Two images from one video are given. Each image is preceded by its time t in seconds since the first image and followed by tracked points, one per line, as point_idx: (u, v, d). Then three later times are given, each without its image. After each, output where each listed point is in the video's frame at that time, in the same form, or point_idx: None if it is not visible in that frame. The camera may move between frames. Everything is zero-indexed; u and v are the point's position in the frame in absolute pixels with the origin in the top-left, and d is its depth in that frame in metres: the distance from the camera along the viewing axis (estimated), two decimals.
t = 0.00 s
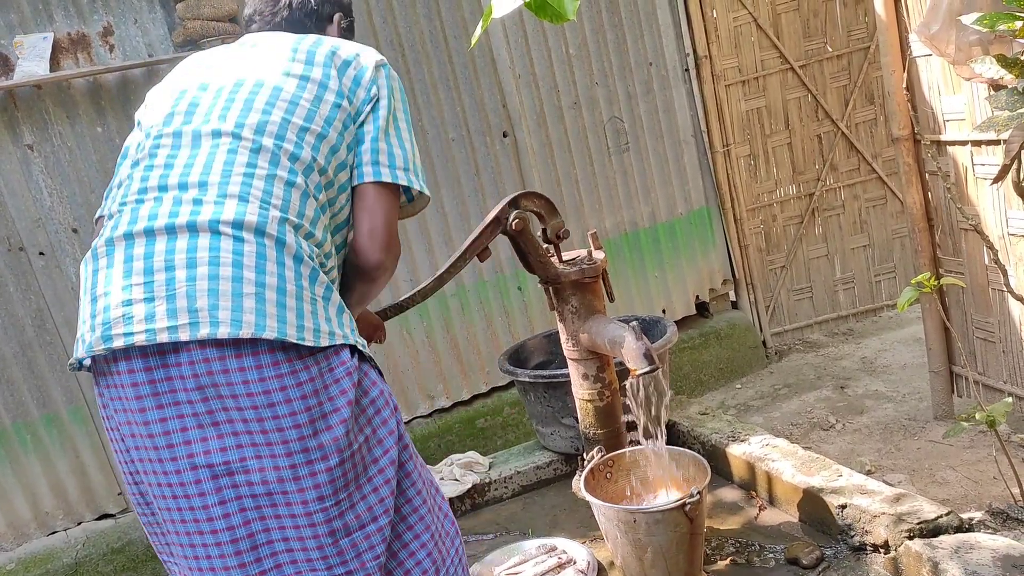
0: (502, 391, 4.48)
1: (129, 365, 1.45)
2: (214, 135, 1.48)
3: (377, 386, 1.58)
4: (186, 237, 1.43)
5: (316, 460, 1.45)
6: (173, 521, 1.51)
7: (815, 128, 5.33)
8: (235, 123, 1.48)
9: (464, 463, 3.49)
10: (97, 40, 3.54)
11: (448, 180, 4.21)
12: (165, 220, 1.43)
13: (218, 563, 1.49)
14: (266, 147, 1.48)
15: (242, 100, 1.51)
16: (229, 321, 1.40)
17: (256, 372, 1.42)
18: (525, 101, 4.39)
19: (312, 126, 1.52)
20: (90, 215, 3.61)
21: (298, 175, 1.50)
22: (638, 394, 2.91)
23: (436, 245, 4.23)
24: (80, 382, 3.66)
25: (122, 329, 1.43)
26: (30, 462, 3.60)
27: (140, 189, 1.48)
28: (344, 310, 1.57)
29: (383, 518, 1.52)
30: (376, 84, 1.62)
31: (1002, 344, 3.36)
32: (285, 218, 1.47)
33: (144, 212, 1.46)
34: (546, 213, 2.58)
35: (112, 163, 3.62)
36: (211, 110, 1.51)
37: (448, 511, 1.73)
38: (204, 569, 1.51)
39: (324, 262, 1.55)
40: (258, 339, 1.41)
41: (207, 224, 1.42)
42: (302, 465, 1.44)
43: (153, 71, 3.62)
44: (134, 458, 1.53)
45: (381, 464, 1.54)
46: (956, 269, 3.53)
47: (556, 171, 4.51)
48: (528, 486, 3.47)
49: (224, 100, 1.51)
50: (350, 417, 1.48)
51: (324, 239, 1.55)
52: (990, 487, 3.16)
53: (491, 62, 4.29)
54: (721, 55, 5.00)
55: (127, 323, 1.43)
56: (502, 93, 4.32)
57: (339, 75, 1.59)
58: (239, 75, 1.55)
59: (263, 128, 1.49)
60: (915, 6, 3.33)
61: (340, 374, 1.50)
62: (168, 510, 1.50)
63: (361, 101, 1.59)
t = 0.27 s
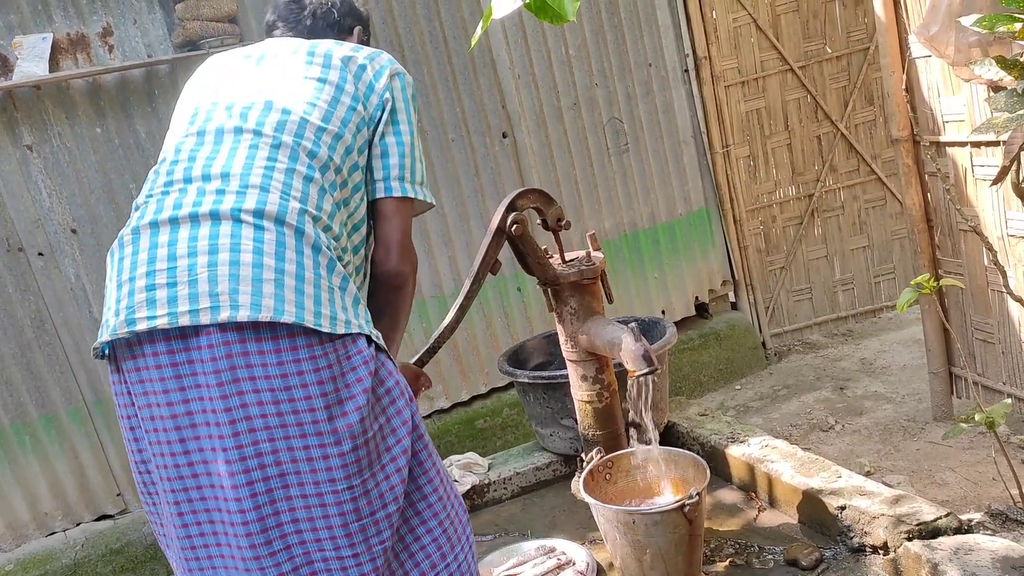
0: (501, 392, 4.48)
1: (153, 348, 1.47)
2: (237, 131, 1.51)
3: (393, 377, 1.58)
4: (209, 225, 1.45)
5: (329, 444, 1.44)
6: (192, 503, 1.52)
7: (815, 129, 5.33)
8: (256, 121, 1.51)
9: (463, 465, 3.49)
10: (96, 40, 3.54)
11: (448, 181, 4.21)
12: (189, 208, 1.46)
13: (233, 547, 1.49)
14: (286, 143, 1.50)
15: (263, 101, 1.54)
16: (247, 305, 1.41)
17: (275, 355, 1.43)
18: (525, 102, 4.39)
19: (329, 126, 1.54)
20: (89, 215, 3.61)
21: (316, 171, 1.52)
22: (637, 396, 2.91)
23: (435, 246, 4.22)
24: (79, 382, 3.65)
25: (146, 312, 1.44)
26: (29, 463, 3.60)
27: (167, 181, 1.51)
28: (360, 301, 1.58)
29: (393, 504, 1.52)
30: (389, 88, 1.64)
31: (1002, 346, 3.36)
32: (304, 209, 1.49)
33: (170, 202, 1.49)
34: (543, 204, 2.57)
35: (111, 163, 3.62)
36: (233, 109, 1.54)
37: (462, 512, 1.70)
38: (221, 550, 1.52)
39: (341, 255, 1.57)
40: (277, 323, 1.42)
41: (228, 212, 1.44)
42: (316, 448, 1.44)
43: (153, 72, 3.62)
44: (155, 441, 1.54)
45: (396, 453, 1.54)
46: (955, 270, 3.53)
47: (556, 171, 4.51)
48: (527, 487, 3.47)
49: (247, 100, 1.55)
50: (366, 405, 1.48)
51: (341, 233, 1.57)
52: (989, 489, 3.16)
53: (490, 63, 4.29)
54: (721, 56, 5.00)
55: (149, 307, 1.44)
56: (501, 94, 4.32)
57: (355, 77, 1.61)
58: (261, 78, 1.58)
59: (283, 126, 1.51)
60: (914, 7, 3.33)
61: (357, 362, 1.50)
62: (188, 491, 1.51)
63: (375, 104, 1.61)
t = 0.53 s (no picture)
0: (501, 393, 4.48)
1: (169, 334, 1.47)
2: (267, 138, 1.56)
3: (409, 373, 1.54)
4: (229, 216, 1.47)
5: (341, 431, 1.43)
6: (210, 492, 1.52)
7: (814, 130, 5.33)
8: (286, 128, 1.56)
9: (463, 466, 3.49)
10: (96, 41, 3.54)
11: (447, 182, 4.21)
12: (213, 201, 1.49)
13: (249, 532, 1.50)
14: (312, 146, 1.54)
15: (296, 115, 1.60)
16: (262, 291, 1.41)
17: (289, 343, 1.43)
18: (524, 103, 4.39)
19: (356, 139, 1.59)
20: (89, 216, 3.60)
21: (340, 175, 1.54)
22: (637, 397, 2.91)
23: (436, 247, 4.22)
24: (78, 383, 3.65)
25: (163, 298, 1.45)
26: (28, 464, 3.59)
27: (196, 181, 1.55)
28: (376, 300, 1.58)
29: (409, 500, 1.48)
30: (415, 115, 1.70)
31: (1001, 347, 3.36)
32: (323, 207, 1.50)
33: (196, 198, 1.52)
34: (539, 195, 2.57)
35: (111, 164, 3.62)
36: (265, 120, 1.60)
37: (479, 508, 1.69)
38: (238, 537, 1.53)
39: (360, 257, 1.57)
40: (290, 311, 1.42)
41: (249, 203, 1.46)
42: (327, 433, 1.44)
43: (153, 73, 3.62)
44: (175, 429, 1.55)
45: (413, 447, 1.50)
46: (955, 271, 3.53)
47: (556, 172, 4.51)
48: (527, 488, 3.47)
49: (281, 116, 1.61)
50: (381, 396, 1.45)
51: (362, 239, 1.58)
52: (989, 490, 3.16)
53: (490, 64, 4.29)
54: (721, 57, 5.00)
55: (167, 293, 1.45)
56: (501, 95, 4.32)
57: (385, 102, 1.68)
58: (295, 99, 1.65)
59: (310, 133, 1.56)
60: (914, 8, 3.33)
61: (371, 354, 1.47)
62: (205, 479, 1.52)
63: (401, 129, 1.68)
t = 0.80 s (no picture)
0: (500, 394, 4.48)
1: (150, 337, 1.47)
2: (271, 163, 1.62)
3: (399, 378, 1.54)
4: (221, 222, 1.50)
5: (330, 435, 1.44)
6: (195, 498, 1.51)
7: (814, 131, 5.33)
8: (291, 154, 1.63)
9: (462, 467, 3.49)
10: (95, 42, 3.54)
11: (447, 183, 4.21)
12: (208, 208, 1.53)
13: (236, 538, 1.49)
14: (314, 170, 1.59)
15: (306, 149, 1.67)
16: (247, 295, 1.42)
17: (275, 347, 1.43)
18: (524, 104, 4.40)
19: (364, 173, 1.64)
20: (88, 217, 3.60)
21: (340, 199, 1.58)
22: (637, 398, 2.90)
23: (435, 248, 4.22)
24: (77, 384, 3.65)
25: (147, 301, 1.46)
26: (28, 465, 3.59)
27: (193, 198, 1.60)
28: (366, 310, 1.58)
29: (403, 507, 1.48)
30: (432, 164, 1.75)
31: (1001, 347, 3.36)
32: (317, 219, 1.53)
33: (190, 209, 1.56)
34: (530, 185, 2.55)
35: (111, 164, 3.62)
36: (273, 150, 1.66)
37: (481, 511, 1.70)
38: (226, 547, 1.50)
39: (356, 273, 1.59)
40: (276, 316, 1.43)
41: (242, 209, 1.50)
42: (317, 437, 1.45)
43: (153, 74, 3.62)
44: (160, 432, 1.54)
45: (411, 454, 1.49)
46: (954, 272, 3.53)
47: (555, 173, 4.51)
48: (526, 489, 3.47)
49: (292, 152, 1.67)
50: (370, 401, 1.44)
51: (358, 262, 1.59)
52: (988, 491, 3.16)
53: (489, 65, 4.29)
54: (720, 58, 5.00)
55: (153, 295, 1.46)
56: (500, 96, 4.33)
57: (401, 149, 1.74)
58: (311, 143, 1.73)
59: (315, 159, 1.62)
60: (913, 9, 3.33)
61: (361, 360, 1.46)
62: (190, 484, 1.50)
63: (418, 175, 1.72)
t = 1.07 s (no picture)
0: (500, 394, 4.48)
1: (125, 369, 1.46)
2: (232, 163, 1.57)
3: (383, 397, 1.55)
4: (190, 243, 1.47)
5: (317, 465, 1.45)
6: (175, 527, 1.52)
7: (813, 132, 5.34)
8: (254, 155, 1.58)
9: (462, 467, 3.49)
10: (95, 43, 3.54)
11: (447, 183, 4.21)
12: (173, 227, 1.48)
13: (220, 563, 1.51)
14: (280, 174, 1.56)
15: (267, 144, 1.62)
16: (225, 325, 1.41)
17: (256, 377, 1.43)
18: (524, 104, 4.40)
19: (330, 167, 1.61)
20: (88, 218, 3.61)
21: (309, 201, 1.55)
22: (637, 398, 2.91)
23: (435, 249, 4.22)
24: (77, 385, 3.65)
25: (117, 332, 1.43)
26: (27, 466, 3.59)
27: (153, 208, 1.55)
28: (346, 326, 1.58)
29: (390, 529, 1.51)
30: (402, 151, 1.72)
31: (1001, 348, 3.36)
32: (289, 233, 1.50)
33: (153, 224, 1.51)
34: (530, 188, 2.56)
35: (111, 165, 3.62)
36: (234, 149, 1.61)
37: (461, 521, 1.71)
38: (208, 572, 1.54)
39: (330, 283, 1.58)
40: (256, 345, 1.42)
41: (211, 230, 1.47)
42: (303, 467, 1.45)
43: (152, 75, 3.63)
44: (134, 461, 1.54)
45: (392, 475, 1.52)
46: (954, 273, 3.53)
47: (554, 174, 4.51)
48: (526, 490, 3.47)
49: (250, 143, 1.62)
50: (355, 426, 1.46)
51: (331, 265, 1.58)
52: (987, 492, 3.17)
53: (489, 66, 4.30)
54: (720, 59, 5.00)
55: (122, 326, 1.44)
56: (500, 97, 4.33)
57: (364, 135, 1.70)
58: (266, 131, 1.67)
59: (280, 160, 1.58)
60: (912, 9, 3.33)
61: (344, 382, 1.47)
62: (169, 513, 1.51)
63: (381, 161, 1.70)
